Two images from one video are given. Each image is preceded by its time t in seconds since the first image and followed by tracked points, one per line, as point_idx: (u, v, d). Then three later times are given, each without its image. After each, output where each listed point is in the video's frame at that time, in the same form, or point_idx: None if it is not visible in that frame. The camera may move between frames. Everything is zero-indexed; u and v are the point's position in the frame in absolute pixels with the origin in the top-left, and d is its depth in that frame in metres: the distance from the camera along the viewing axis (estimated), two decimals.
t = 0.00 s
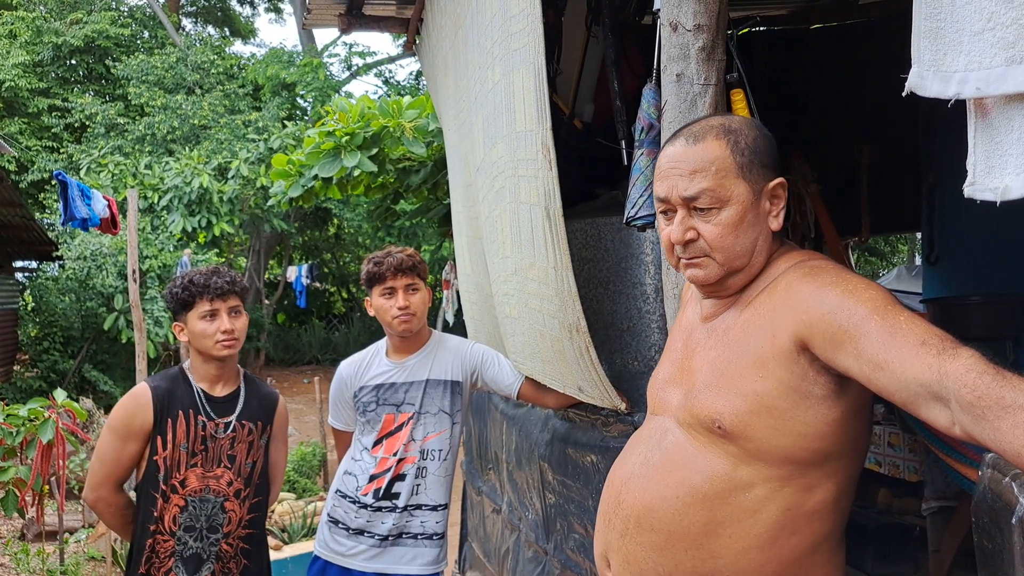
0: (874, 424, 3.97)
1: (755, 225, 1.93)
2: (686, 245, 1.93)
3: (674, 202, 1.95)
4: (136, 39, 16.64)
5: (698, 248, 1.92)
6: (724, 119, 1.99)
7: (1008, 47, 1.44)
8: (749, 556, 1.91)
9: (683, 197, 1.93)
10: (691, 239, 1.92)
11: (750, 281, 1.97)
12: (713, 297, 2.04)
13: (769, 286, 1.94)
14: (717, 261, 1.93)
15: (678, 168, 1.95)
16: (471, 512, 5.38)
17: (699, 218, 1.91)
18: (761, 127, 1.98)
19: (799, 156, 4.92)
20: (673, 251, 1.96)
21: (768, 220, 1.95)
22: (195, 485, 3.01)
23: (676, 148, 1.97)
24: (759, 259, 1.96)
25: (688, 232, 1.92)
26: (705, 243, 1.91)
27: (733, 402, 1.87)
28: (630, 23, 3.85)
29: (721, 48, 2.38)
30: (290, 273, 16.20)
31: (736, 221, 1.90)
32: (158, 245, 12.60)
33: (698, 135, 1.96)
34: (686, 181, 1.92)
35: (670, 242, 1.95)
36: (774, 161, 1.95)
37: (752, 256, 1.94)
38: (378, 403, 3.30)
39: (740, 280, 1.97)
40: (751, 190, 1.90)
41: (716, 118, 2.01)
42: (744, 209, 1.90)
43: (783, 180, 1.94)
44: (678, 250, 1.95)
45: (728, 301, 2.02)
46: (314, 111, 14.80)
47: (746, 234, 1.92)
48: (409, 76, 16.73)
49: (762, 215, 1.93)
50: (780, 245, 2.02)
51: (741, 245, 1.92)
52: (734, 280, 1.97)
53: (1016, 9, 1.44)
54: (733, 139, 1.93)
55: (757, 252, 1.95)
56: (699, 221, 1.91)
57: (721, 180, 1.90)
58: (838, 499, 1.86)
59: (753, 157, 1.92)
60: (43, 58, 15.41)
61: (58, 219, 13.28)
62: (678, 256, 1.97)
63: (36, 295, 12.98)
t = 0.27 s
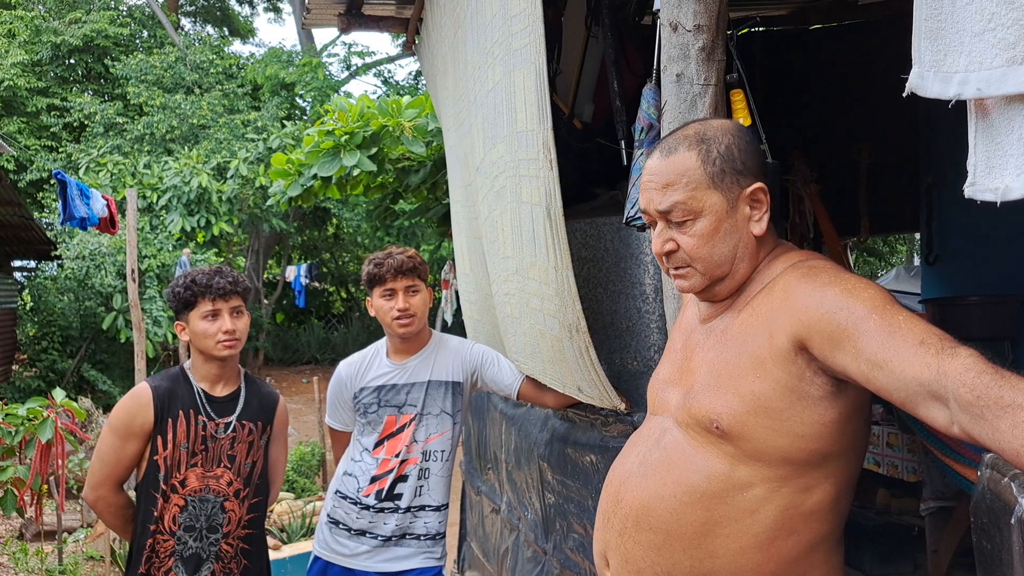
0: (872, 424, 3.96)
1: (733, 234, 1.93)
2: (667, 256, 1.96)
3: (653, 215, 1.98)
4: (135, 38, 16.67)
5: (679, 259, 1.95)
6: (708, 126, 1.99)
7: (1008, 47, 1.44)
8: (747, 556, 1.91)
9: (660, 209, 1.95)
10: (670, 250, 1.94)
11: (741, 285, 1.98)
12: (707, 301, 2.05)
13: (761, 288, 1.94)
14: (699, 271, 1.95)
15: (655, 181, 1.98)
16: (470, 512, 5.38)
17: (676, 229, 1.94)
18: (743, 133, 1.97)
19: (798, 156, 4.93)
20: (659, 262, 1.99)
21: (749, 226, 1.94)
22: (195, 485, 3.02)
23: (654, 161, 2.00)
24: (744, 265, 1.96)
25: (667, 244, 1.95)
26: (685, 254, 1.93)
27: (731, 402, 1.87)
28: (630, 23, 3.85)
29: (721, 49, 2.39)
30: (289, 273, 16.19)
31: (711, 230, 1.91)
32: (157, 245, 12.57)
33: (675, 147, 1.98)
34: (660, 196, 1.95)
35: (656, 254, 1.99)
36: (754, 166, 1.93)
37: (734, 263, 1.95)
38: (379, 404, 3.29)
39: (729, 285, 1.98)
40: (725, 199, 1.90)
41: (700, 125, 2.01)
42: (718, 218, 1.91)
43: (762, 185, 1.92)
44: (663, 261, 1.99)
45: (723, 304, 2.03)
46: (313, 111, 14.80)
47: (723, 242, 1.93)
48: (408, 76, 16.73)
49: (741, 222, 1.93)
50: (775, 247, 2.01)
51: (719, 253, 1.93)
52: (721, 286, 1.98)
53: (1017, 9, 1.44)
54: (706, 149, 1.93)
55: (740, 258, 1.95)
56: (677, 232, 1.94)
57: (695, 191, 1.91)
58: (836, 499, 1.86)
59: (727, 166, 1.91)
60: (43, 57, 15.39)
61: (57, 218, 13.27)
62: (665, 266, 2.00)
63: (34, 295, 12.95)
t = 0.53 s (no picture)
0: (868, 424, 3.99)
1: (702, 238, 1.95)
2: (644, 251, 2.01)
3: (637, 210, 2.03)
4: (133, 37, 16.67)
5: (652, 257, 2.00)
6: (699, 127, 1.99)
7: (1002, 49, 1.45)
8: (741, 557, 1.92)
9: (640, 206, 2.00)
10: (645, 246, 1.99)
11: (720, 286, 2.01)
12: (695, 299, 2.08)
13: (749, 291, 1.95)
14: (672, 270, 1.98)
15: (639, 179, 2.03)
16: (467, 512, 5.38)
17: (652, 227, 1.98)
18: (729, 139, 1.96)
19: (796, 157, 4.93)
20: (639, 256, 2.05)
21: (721, 232, 1.96)
22: (194, 485, 3.02)
23: (643, 160, 2.05)
24: (716, 269, 1.99)
25: (643, 239, 2.00)
26: (657, 253, 1.98)
27: (725, 404, 1.88)
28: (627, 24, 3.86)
29: (717, 50, 2.39)
30: (287, 273, 16.19)
31: (680, 233, 1.94)
32: (154, 245, 12.61)
33: (660, 146, 2.01)
34: (639, 193, 2.00)
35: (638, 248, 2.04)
36: (731, 173, 1.93)
37: (704, 267, 1.98)
38: (379, 406, 3.29)
39: (709, 286, 2.02)
40: (695, 204, 1.93)
41: (690, 126, 2.02)
42: (686, 222, 1.94)
43: (733, 194, 1.92)
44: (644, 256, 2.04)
45: (707, 304, 2.06)
46: (311, 111, 14.80)
47: (692, 246, 1.96)
48: (407, 76, 16.73)
49: (711, 227, 1.95)
50: (767, 251, 2.02)
51: (689, 256, 1.97)
52: (698, 286, 2.02)
53: (1011, 11, 1.44)
54: (683, 151, 1.96)
55: (710, 262, 1.98)
56: (652, 230, 1.98)
57: (668, 193, 1.95)
58: (829, 501, 1.87)
59: (699, 171, 1.93)
60: (40, 57, 15.38)
61: (54, 218, 13.26)
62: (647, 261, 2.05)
63: (32, 294, 12.94)
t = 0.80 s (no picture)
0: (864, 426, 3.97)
1: (678, 251, 1.98)
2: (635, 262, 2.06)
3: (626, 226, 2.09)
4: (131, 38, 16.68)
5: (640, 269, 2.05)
6: (676, 139, 2.02)
7: (995, 53, 1.44)
8: (735, 557, 1.92)
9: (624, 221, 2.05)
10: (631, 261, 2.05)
11: (712, 290, 2.03)
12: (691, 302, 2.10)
13: (743, 292, 1.95)
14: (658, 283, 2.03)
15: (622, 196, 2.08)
16: (465, 513, 5.38)
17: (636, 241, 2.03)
18: (700, 152, 1.97)
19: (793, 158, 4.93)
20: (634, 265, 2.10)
21: (696, 246, 1.98)
22: (191, 486, 3.01)
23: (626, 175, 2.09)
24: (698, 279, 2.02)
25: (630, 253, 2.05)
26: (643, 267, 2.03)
27: (720, 404, 1.88)
28: (625, 26, 3.86)
29: (714, 52, 2.39)
30: (286, 274, 16.18)
31: (656, 249, 1.98)
32: (152, 246, 12.64)
33: (638, 162, 2.06)
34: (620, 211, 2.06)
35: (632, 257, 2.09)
36: (700, 189, 1.95)
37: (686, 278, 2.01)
38: (378, 408, 3.29)
39: (700, 290, 2.04)
40: (666, 221, 1.96)
41: (673, 136, 2.04)
42: (659, 239, 1.97)
43: (700, 210, 1.94)
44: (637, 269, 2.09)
45: (702, 306, 2.08)
46: (310, 111, 14.80)
47: (668, 261, 1.99)
48: (405, 76, 16.72)
49: (685, 241, 1.98)
50: (761, 252, 2.02)
51: (669, 269, 2.00)
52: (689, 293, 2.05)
53: (1004, 15, 1.43)
54: (654, 169, 2.00)
55: (693, 273, 2.01)
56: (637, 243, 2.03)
57: (642, 211, 1.99)
58: (825, 502, 1.87)
59: (665, 190, 1.96)
60: (39, 57, 15.37)
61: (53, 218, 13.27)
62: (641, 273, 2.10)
63: (30, 295, 12.93)
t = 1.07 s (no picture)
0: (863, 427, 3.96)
1: (706, 231, 1.95)
2: (649, 258, 1.99)
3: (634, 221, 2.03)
4: (130, 38, 16.68)
5: (660, 261, 1.98)
6: (684, 132, 2.02)
7: (992, 54, 1.44)
8: (733, 557, 1.92)
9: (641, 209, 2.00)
10: (651, 253, 1.97)
11: (719, 288, 2.00)
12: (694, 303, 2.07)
13: (747, 292, 1.95)
14: (680, 270, 1.97)
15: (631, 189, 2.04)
16: (463, 513, 5.38)
17: (654, 232, 1.97)
18: (716, 136, 1.99)
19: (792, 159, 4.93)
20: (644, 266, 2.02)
21: (723, 224, 1.96)
22: (186, 487, 3.01)
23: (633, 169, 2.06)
24: (723, 263, 1.98)
25: (646, 247, 1.98)
26: (663, 256, 1.96)
27: (720, 404, 1.88)
28: (623, 26, 3.85)
29: (711, 53, 2.39)
30: (284, 274, 16.17)
31: (684, 230, 1.94)
32: (150, 246, 12.61)
33: (651, 152, 2.03)
34: (633, 202, 2.00)
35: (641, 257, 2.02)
36: (723, 167, 1.95)
37: (711, 261, 1.97)
38: (376, 409, 3.28)
39: (712, 284, 2.00)
40: (694, 199, 1.93)
41: (677, 131, 2.04)
42: (689, 218, 1.94)
43: (732, 184, 1.94)
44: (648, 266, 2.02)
45: (709, 305, 2.04)
46: (308, 112, 14.80)
47: (695, 243, 1.95)
48: (404, 76, 16.72)
49: (713, 220, 1.95)
50: (762, 252, 2.02)
51: (695, 251, 1.96)
52: (705, 284, 2.00)
53: (1001, 16, 1.43)
54: (674, 152, 1.98)
55: (715, 257, 1.97)
56: (655, 234, 1.97)
57: (665, 193, 1.95)
58: (822, 504, 1.87)
59: (693, 167, 1.94)
60: (37, 57, 15.35)
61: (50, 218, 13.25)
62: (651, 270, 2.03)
63: (27, 295, 12.91)
